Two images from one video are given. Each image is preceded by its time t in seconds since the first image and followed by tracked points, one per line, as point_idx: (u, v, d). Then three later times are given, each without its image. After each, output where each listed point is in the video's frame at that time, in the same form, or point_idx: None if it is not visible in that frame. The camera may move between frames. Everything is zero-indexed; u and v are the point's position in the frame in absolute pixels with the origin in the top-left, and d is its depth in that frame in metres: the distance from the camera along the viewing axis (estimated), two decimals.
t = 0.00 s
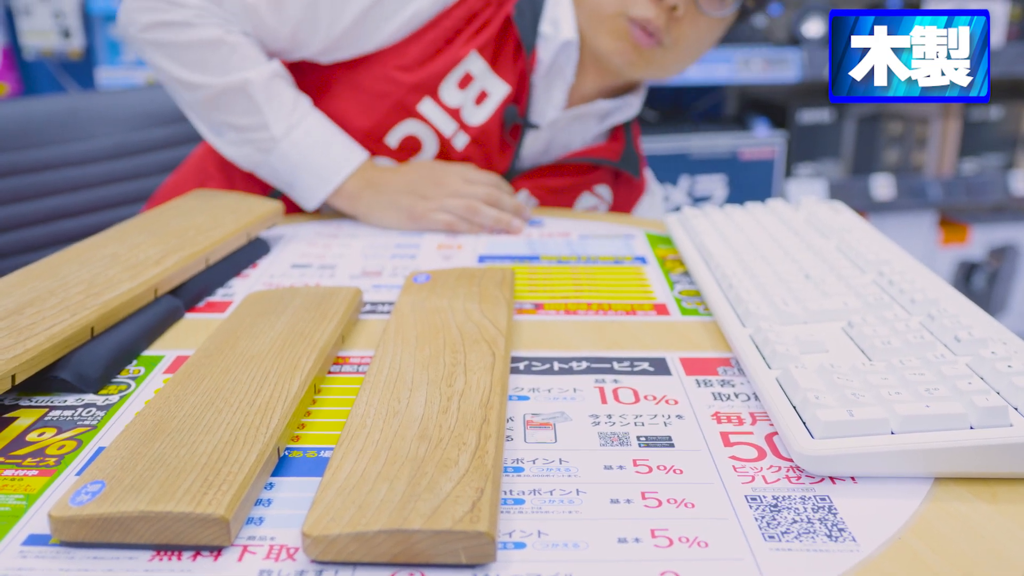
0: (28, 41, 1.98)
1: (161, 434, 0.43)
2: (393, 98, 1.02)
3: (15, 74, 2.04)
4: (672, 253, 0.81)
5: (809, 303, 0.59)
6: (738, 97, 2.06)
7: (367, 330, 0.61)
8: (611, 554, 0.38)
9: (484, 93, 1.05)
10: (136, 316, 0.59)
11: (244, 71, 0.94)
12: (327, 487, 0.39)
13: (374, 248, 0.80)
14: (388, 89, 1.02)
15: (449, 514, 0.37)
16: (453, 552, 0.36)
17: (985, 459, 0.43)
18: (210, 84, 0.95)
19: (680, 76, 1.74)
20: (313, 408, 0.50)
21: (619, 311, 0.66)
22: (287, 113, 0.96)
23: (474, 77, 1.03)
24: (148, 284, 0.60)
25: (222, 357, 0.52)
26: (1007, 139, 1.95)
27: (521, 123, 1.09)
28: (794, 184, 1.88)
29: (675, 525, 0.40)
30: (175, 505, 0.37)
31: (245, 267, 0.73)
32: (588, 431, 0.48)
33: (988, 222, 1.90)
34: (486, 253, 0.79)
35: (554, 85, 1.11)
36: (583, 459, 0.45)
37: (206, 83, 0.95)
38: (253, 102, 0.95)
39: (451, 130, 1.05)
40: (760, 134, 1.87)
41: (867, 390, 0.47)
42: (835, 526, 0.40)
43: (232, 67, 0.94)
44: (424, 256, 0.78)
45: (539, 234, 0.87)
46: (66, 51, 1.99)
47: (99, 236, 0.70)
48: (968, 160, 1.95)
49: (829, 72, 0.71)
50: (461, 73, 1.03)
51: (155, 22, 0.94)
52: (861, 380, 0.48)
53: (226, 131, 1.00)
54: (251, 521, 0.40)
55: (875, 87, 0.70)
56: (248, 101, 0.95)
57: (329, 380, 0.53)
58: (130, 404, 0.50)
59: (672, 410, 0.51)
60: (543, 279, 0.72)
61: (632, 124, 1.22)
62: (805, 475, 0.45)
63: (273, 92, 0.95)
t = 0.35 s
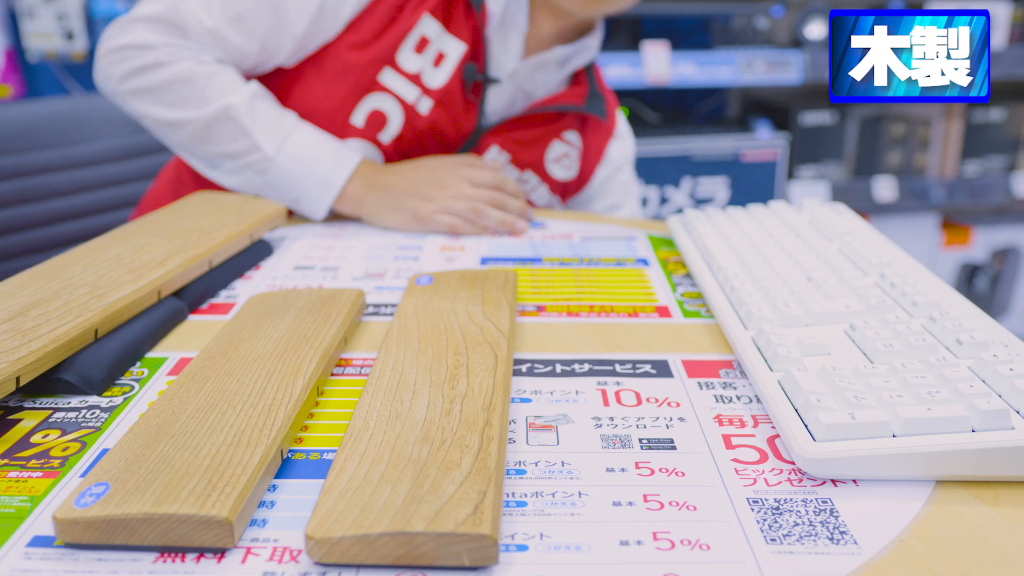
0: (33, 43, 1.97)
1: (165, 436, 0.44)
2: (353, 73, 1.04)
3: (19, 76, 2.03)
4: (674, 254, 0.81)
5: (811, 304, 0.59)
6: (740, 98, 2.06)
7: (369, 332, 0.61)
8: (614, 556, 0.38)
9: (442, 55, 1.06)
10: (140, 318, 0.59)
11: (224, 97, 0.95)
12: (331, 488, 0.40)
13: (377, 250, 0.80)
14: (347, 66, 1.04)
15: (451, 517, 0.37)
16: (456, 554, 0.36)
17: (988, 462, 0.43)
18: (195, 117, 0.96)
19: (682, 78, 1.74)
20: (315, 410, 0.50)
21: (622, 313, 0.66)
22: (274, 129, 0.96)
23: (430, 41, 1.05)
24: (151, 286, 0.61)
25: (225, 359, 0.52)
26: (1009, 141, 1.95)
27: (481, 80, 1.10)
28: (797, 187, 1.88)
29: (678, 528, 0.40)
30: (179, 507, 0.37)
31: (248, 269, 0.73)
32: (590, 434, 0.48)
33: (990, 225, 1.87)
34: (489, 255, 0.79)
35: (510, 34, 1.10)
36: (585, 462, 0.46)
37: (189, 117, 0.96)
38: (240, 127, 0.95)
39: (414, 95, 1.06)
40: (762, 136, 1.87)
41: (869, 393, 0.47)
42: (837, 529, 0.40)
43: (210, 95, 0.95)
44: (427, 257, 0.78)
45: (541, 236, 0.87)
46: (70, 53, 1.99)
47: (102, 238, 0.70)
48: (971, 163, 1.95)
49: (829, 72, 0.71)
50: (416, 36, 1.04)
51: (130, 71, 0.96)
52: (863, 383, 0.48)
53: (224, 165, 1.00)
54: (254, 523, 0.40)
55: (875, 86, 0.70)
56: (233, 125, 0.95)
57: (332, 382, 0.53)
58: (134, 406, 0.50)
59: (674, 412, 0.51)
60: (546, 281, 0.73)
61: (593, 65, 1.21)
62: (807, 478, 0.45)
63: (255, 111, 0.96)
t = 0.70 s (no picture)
0: (40, 59, 1.96)
1: (174, 453, 0.44)
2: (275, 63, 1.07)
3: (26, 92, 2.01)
4: (679, 269, 0.81)
5: (816, 320, 0.59)
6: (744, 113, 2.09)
7: (376, 347, 0.61)
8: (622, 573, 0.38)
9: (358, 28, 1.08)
10: (148, 334, 0.59)
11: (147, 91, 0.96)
12: (339, 506, 0.40)
13: (383, 264, 0.80)
14: (268, 59, 1.07)
15: (460, 534, 0.37)
16: (464, 571, 0.37)
17: (995, 479, 0.43)
18: (135, 126, 0.96)
19: (686, 92, 1.75)
20: (323, 426, 0.50)
21: (627, 328, 0.66)
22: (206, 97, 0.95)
23: (334, 12, 1.06)
24: (159, 302, 0.61)
25: (233, 375, 0.52)
26: (1013, 154, 2.02)
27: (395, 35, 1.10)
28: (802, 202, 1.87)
29: (685, 544, 0.40)
30: (189, 524, 0.38)
31: (256, 283, 0.74)
32: (597, 449, 0.48)
33: (995, 238, 1.96)
34: (494, 269, 0.79)
35: None
36: (592, 478, 0.46)
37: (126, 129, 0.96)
38: (174, 110, 0.95)
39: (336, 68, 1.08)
40: (765, 150, 1.86)
41: (875, 410, 0.47)
42: (844, 545, 0.40)
43: (129, 96, 0.96)
44: (432, 272, 0.78)
45: (545, 250, 0.87)
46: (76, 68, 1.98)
47: (110, 253, 0.70)
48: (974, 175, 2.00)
49: (831, 71, 0.77)
50: (320, 11, 1.06)
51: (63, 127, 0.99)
52: (869, 400, 0.48)
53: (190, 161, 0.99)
54: (263, 540, 0.40)
55: (874, 86, 0.76)
56: (167, 111, 0.95)
57: (339, 398, 0.53)
58: (142, 422, 0.51)
59: (680, 427, 0.51)
60: (552, 296, 0.73)
61: None
62: (813, 494, 0.45)
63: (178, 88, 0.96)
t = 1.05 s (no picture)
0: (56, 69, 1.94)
1: (194, 464, 0.44)
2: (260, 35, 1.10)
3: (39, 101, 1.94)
4: (689, 280, 0.82)
5: (827, 332, 0.59)
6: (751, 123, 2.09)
7: (390, 358, 0.62)
8: None
9: None
10: (165, 344, 0.60)
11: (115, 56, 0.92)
12: (358, 517, 0.40)
13: (395, 275, 0.81)
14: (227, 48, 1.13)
15: (477, 545, 0.37)
16: None
17: (1008, 492, 0.43)
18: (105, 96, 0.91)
19: (694, 102, 1.75)
20: (339, 437, 0.51)
21: (639, 339, 0.67)
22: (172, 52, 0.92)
23: None
24: (176, 313, 0.62)
25: (250, 386, 0.53)
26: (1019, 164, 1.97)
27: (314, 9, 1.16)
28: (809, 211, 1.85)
29: (700, 556, 0.40)
30: (210, 535, 0.38)
31: (269, 293, 0.75)
32: (612, 461, 0.49)
33: (1003, 248, 1.93)
34: (506, 280, 0.80)
35: None
36: (607, 489, 0.46)
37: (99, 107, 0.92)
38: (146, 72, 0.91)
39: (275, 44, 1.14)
40: (773, 159, 1.87)
41: (888, 422, 0.47)
42: (858, 557, 0.40)
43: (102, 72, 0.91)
44: (444, 283, 0.79)
45: (557, 261, 0.87)
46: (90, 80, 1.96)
47: (126, 264, 0.71)
48: (983, 186, 1.96)
49: (831, 72, 0.80)
50: None
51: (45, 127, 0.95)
52: (882, 412, 0.48)
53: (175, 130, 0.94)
54: (282, 550, 0.41)
55: (875, 86, 0.77)
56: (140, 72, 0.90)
57: (355, 409, 0.54)
58: (160, 432, 0.51)
59: (694, 439, 0.51)
60: (564, 307, 0.73)
61: None
62: (827, 506, 0.45)
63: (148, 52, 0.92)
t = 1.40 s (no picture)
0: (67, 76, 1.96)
1: (213, 472, 0.45)
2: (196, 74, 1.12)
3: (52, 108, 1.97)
4: (703, 289, 0.82)
5: (841, 342, 0.60)
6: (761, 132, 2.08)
7: (405, 367, 0.62)
8: None
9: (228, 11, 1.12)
10: (182, 352, 0.60)
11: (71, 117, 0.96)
12: (377, 526, 0.40)
13: (409, 283, 0.81)
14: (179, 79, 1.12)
15: (497, 555, 0.38)
16: None
17: None
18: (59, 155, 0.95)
19: (703, 111, 1.76)
20: (356, 446, 0.51)
21: (653, 349, 0.67)
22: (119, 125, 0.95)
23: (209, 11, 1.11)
24: (192, 321, 0.62)
25: (267, 395, 0.53)
26: None
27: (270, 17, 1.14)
28: (819, 221, 1.88)
29: (718, 566, 0.40)
30: (230, 543, 0.38)
31: (284, 302, 0.75)
32: (628, 471, 0.49)
33: (1012, 257, 2.00)
34: (519, 289, 0.80)
35: None
36: (624, 499, 0.46)
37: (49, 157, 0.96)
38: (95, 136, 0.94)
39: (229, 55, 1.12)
40: (783, 169, 1.84)
41: (905, 433, 0.47)
42: (876, 569, 0.40)
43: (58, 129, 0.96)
44: (458, 292, 0.79)
45: (569, 270, 0.88)
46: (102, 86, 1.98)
47: (142, 274, 0.72)
48: (993, 196, 1.95)
49: (830, 71, 0.78)
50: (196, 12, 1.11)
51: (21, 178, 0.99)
52: (898, 424, 0.48)
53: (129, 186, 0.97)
54: (301, 559, 0.41)
55: (875, 86, 0.76)
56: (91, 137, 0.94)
57: (371, 418, 0.54)
58: (178, 440, 0.51)
59: (709, 450, 0.51)
60: (577, 317, 0.73)
61: None
62: (844, 517, 0.45)
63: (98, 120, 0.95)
